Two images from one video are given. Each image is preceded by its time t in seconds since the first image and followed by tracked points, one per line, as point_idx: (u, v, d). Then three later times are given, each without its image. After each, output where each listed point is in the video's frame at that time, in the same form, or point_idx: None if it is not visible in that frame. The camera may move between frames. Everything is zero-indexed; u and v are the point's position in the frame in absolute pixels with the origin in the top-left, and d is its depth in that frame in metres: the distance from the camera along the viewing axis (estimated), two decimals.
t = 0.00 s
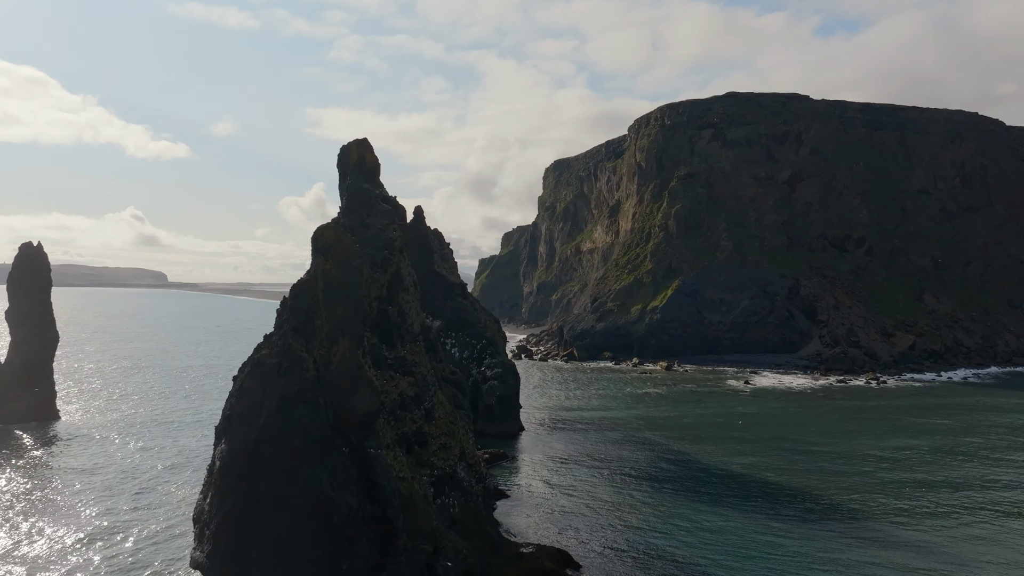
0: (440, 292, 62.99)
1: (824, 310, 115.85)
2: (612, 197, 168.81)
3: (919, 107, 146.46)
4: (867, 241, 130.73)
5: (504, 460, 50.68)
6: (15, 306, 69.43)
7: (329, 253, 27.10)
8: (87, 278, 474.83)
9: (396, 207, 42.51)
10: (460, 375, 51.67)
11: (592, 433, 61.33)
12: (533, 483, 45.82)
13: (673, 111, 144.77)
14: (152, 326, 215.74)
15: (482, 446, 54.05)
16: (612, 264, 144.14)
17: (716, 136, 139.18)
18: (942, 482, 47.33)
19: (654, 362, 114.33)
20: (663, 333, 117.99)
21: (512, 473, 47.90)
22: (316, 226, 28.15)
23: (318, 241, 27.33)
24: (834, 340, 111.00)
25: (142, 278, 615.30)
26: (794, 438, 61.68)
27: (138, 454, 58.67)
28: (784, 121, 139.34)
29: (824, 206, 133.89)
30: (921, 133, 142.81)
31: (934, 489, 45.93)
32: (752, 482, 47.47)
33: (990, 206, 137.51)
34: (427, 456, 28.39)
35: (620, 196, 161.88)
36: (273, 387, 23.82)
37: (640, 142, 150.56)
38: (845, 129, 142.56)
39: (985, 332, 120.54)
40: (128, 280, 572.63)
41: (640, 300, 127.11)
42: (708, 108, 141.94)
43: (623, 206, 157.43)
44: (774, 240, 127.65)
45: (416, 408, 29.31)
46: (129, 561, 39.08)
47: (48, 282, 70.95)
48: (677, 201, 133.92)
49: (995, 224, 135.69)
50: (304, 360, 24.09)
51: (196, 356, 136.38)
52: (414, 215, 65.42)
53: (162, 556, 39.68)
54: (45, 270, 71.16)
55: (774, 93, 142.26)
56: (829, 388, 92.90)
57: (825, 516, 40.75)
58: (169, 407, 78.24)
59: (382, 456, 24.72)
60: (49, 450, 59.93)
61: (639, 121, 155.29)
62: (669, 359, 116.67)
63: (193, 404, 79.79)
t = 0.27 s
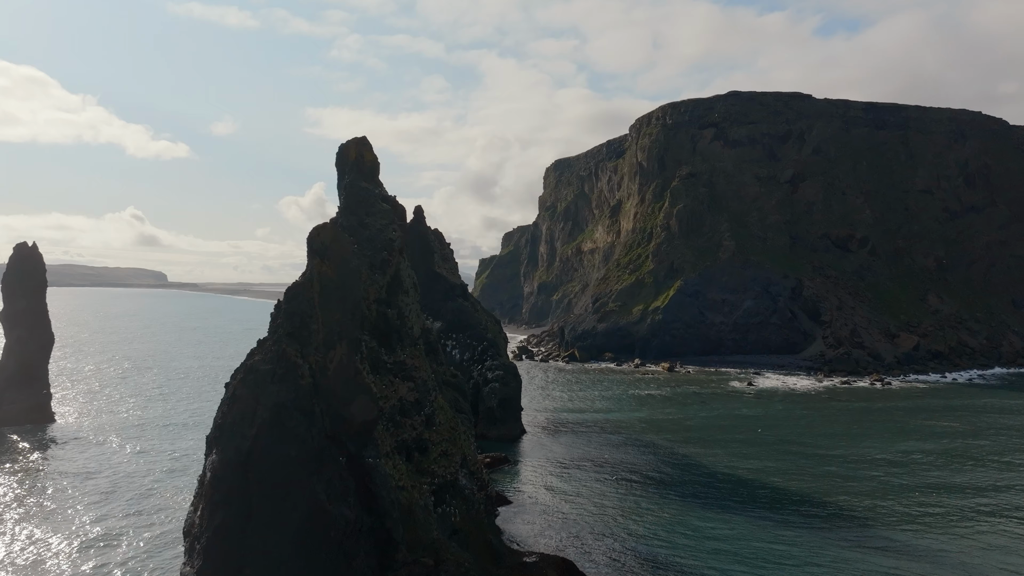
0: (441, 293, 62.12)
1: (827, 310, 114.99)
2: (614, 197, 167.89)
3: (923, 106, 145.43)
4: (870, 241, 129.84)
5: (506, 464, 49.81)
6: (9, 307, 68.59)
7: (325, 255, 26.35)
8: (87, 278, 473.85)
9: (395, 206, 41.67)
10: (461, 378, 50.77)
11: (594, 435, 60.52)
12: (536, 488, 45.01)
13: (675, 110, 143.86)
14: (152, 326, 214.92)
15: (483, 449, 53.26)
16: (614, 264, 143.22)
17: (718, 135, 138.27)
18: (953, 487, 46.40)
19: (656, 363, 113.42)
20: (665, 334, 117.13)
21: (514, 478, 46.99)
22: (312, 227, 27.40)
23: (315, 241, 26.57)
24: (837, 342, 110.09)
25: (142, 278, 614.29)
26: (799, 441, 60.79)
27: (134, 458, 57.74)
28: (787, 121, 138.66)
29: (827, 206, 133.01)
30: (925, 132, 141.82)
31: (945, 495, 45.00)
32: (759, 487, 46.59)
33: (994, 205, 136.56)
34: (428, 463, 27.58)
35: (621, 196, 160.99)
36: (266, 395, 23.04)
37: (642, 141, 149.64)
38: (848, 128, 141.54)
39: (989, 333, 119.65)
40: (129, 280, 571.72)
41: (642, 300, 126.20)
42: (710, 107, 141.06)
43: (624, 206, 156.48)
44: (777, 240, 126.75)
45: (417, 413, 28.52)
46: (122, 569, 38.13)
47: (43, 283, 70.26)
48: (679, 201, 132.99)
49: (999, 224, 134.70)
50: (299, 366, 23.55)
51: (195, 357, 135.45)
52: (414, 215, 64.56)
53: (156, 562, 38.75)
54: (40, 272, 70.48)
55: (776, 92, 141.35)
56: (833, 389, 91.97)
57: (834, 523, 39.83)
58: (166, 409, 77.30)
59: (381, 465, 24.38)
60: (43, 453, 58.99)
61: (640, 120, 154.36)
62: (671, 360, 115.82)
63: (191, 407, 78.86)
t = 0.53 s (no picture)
0: (441, 294, 61.28)
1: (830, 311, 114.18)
2: (615, 197, 167.00)
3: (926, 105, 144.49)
4: (873, 240, 128.96)
5: (507, 468, 48.97)
6: (4, 307, 67.71)
7: (321, 256, 25.62)
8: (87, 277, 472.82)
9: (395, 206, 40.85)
10: (462, 380, 49.90)
11: (597, 438, 59.69)
12: (537, 493, 44.19)
13: (677, 109, 142.95)
14: (151, 327, 214.11)
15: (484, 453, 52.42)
16: (615, 264, 142.39)
17: (720, 134, 137.32)
18: (964, 491, 45.52)
19: (658, 364, 112.58)
20: (667, 335, 116.30)
21: (516, 482, 46.12)
22: (308, 227, 26.69)
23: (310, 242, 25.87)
24: (840, 342, 109.24)
25: (142, 278, 613.33)
26: (804, 444, 59.89)
27: (129, 461, 56.82)
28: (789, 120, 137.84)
29: (829, 205, 132.12)
30: (928, 131, 140.87)
31: (956, 499, 44.14)
32: (765, 491, 45.70)
33: (997, 205, 135.70)
34: (429, 471, 26.76)
35: (623, 195, 160.03)
36: (259, 403, 22.25)
37: (643, 140, 148.72)
38: (851, 127, 140.55)
39: (993, 333, 118.85)
40: (129, 280, 570.84)
41: (644, 300, 125.33)
42: (712, 106, 140.14)
43: (626, 206, 155.55)
44: (779, 240, 125.88)
45: (417, 419, 27.72)
46: None
47: (37, 284, 69.38)
48: (681, 200, 132.12)
49: (1002, 224, 133.82)
50: (294, 373, 22.64)
51: (194, 357, 134.56)
52: (414, 214, 63.69)
53: (150, 569, 37.85)
54: (34, 272, 69.60)
55: (779, 91, 140.44)
56: (836, 391, 91.15)
57: (843, 529, 38.97)
58: (164, 411, 76.43)
59: (380, 475, 23.56)
60: (37, 457, 58.08)
61: (642, 119, 153.42)
62: (673, 361, 115.01)
63: (189, 408, 77.97)
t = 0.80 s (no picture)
0: (442, 295, 60.50)
1: (834, 311, 113.36)
2: (616, 196, 166.11)
3: (929, 104, 143.56)
4: (876, 240, 128.09)
5: (508, 472, 48.14)
6: None
7: (316, 257, 24.93)
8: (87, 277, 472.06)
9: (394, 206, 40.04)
10: (462, 383, 49.11)
11: (600, 440, 58.85)
12: (540, 498, 43.37)
13: (679, 108, 142.13)
14: (151, 327, 213.38)
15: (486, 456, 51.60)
16: (616, 264, 141.53)
17: (722, 133, 136.47)
18: (975, 495, 44.67)
19: (660, 365, 111.75)
20: (669, 335, 115.45)
21: (517, 486, 45.33)
22: (302, 228, 26.00)
23: (305, 243, 25.18)
24: (844, 343, 108.32)
25: (143, 277, 612.76)
26: (810, 447, 58.95)
27: (126, 464, 55.97)
28: (792, 119, 136.91)
29: (832, 205, 131.25)
30: (931, 130, 139.93)
31: (966, 504, 43.23)
32: (772, 496, 44.77)
33: (1000, 205, 134.76)
34: (429, 479, 25.90)
35: (624, 195, 159.25)
36: (251, 411, 21.51)
37: (645, 140, 147.88)
38: (854, 126, 139.60)
39: (997, 333, 117.96)
40: (130, 280, 570.33)
41: (646, 300, 124.47)
42: (714, 105, 139.35)
43: (627, 205, 154.65)
44: (782, 240, 125.04)
45: (417, 425, 26.87)
46: None
47: (33, 285, 68.74)
48: (683, 200, 131.23)
49: (1006, 224, 132.85)
50: (288, 380, 21.95)
51: (193, 358, 133.74)
52: (414, 214, 62.86)
53: None
54: (30, 273, 68.94)
55: (781, 90, 139.61)
56: (840, 392, 90.37)
57: (853, 535, 38.06)
58: (162, 413, 75.59)
59: (379, 487, 22.66)
60: (32, 460, 57.23)
61: (643, 118, 152.64)
62: (675, 361, 114.14)
63: (187, 410, 77.13)
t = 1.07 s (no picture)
0: (442, 295, 59.62)
1: (837, 312, 112.43)
2: (618, 196, 165.23)
3: (933, 103, 142.65)
4: (880, 240, 127.17)
5: (510, 477, 47.31)
6: None
7: (310, 259, 24.27)
8: (87, 277, 471.30)
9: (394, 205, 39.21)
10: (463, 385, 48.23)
11: (604, 443, 58.03)
12: (542, 503, 42.55)
13: (680, 107, 141.28)
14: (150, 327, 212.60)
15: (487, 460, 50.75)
16: (618, 264, 140.64)
17: (724, 132, 135.59)
18: (986, 500, 43.74)
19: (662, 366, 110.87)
20: (671, 336, 114.55)
21: (519, 492, 44.49)
22: (296, 227, 25.31)
23: (299, 244, 24.52)
24: (848, 343, 107.36)
25: (143, 277, 612.12)
26: (816, 450, 57.99)
27: (121, 468, 55.07)
28: (795, 118, 136.02)
29: (835, 205, 130.34)
30: (935, 129, 139.01)
31: (978, 508, 42.32)
32: (779, 501, 43.81)
33: (1004, 204, 133.77)
34: (430, 488, 25.11)
35: (625, 194, 158.38)
36: (243, 420, 20.82)
37: (646, 139, 147.02)
38: (857, 125, 138.69)
39: (1002, 334, 117.01)
40: (130, 280, 570.09)
41: (647, 301, 123.57)
42: (716, 104, 138.48)
43: (629, 205, 153.75)
44: (785, 240, 124.12)
45: (417, 432, 26.06)
46: None
47: (27, 286, 67.88)
48: (685, 199, 130.28)
49: (1010, 223, 131.84)
50: (281, 387, 21.31)
51: (192, 359, 132.81)
52: (414, 213, 61.96)
53: None
54: (24, 274, 68.09)
55: (784, 89, 138.76)
56: (844, 393, 89.43)
57: (863, 542, 37.13)
58: (159, 414, 74.69)
59: (377, 498, 22.06)
60: (26, 464, 56.34)
61: (645, 117, 151.80)
62: (677, 362, 113.22)
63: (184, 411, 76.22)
